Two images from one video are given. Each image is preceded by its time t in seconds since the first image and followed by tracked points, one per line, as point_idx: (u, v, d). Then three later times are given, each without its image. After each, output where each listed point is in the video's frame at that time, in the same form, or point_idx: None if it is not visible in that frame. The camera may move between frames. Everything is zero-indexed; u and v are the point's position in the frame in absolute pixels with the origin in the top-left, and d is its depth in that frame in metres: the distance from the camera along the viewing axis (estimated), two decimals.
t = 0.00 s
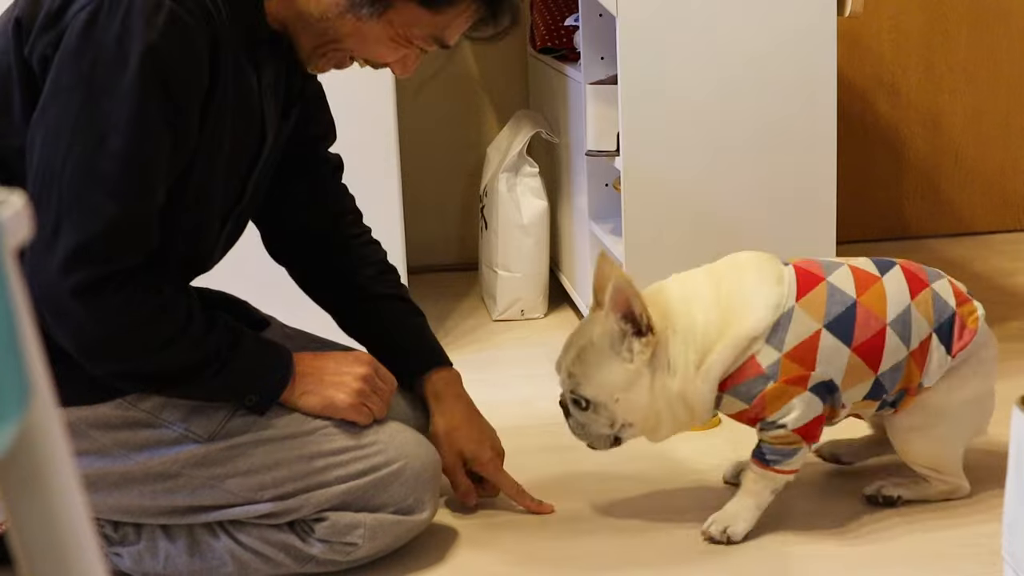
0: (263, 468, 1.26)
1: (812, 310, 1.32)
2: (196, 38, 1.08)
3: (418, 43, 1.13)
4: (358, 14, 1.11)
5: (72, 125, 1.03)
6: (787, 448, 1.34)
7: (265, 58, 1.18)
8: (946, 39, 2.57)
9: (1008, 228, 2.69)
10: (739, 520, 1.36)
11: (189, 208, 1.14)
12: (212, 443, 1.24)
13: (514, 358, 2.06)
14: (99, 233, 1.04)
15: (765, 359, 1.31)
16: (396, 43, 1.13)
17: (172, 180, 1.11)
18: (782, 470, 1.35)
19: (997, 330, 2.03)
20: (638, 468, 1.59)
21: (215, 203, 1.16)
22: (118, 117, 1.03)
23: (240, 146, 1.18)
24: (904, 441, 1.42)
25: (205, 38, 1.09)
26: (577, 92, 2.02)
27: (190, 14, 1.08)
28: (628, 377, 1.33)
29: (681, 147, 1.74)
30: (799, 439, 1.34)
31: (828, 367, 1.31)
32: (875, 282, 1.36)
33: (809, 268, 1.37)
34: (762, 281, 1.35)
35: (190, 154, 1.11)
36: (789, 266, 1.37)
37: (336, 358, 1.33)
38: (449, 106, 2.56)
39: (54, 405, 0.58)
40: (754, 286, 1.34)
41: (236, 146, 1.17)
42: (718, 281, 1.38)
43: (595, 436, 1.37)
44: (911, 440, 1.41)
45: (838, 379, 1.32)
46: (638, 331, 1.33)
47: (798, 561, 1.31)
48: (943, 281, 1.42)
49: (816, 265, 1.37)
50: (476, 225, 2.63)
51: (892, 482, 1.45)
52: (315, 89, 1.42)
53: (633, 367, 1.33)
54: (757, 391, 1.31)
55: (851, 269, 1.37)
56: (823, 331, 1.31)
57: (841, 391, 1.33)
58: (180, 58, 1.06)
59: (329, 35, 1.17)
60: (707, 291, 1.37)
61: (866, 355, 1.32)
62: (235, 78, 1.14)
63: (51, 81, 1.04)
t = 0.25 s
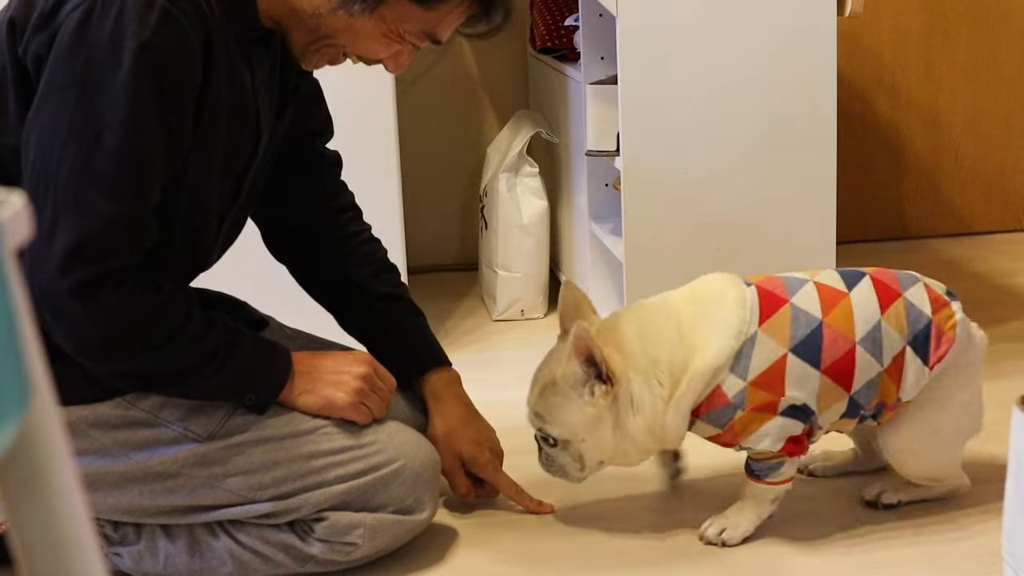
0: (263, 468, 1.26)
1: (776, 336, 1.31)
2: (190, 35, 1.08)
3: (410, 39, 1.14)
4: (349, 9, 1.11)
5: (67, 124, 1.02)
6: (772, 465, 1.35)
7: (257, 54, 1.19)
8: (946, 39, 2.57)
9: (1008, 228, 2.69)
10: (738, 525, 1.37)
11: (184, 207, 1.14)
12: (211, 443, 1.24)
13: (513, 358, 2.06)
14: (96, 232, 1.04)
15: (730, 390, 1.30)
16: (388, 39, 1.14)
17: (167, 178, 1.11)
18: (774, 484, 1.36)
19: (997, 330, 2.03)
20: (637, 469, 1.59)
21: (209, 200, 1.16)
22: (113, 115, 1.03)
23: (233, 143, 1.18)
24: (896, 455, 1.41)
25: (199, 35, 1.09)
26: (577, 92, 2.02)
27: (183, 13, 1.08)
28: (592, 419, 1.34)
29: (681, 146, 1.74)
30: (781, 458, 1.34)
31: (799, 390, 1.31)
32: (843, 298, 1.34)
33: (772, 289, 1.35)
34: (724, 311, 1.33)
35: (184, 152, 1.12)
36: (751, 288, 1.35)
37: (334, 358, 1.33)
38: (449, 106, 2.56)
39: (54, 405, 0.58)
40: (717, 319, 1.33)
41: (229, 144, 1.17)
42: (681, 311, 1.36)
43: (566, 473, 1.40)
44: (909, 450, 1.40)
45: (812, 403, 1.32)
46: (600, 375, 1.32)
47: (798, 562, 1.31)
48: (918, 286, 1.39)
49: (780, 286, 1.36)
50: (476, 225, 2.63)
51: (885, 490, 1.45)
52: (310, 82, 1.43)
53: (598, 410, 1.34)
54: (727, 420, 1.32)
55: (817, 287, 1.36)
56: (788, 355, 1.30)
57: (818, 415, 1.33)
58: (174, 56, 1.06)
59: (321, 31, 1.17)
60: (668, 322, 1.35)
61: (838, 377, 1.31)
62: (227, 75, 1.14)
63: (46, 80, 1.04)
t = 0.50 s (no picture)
0: (262, 468, 1.26)
1: (738, 344, 1.33)
2: (190, 34, 1.08)
3: (407, 40, 1.14)
4: (348, 9, 1.11)
5: (67, 122, 1.02)
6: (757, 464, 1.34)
7: (257, 54, 1.19)
8: (946, 39, 2.57)
9: (1008, 228, 2.69)
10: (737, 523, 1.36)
11: (184, 206, 1.14)
12: (211, 442, 1.24)
13: (514, 358, 2.06)
14: (96, 230, 1.04)
15: (700, 404, 1.32)
16: (386, 39, 1.14)
17: (167, 178, 1.11)
18: (761, 480, 1.35)
19: (997, 330, 2.03)
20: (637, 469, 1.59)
21: (210, 200, 1.16)
22: (113, 114, 1.03)
23: (233, 142, 1.18)
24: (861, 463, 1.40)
25: (199, 34, 1.09)
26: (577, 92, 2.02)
27: (183, 11, 1.08)
28: (578, 460, 1.36)
29: (681, 146, 1.74)
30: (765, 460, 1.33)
31: (767, 395, 1.31)
32: (801, 309, 1.36)
33: (733, 306, 1.38)
34: (689, 334, 1.36)
35: (184, 152, 1.12)
36: (712, 307, 1.38)
37: (334, 357, 1.33)
38: (449, 106, 2.56)
39: (53, 405, 0.58)
40: (681, 340, 1.36)
41: (229, 143, 1.17)
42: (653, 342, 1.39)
43: (545, 513, 1.40)
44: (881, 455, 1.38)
45: (782, 408, 1.31)
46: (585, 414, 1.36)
47: (798, 562, 1.31)
48: (883, 296, 1.39)
49: (740, 302, 1.38)
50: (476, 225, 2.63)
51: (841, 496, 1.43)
52: (308, 82, 1.42)
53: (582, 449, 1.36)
54: (703, 433, 1.32)
55: (776, 300, 1.38)
56: (751, 362, 1.32)
57: (790, 420, 1.32)
58: (174, 54, 1.06)
59: (319, 32, 1.17)
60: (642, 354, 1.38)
61: (804, 383, 1.31)
62: (226, 74, 1.14)
63: (45, 78, 1.04)
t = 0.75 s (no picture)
0: (262, 469, 1.26)
1: (749, 343, 1.32)
2: (191, 35, 1.08)
3: (407, 43, 1.14)
4: (349, 10, 1.11)
5: (69, 124, 1.02)
6: (713, 479, 1.31)
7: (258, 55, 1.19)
8: (946, 39, 2.57)
9: (1008, 228, 2.69)
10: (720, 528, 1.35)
11: (185, 207, 1.14)
12: (211, 442, 1.24)
13: (514, 358, 2.06)
14: (97, 231, 1.04)
15: (704, 395, 1.31)
16: (386, 43, 1.14)
17: (168, 179, 1.11)
18: (705, 501, 1.32)
19: (997, 330, 2.03)
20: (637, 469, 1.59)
21: (210, 202, 1.16)
22: (114, 115, 1.03)
23: (234, 143, 1.18)
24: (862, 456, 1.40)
25: (201, 35, 1.09)
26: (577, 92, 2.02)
27: (184, 12, 1.08)
28: (589, 431, 1.33)
29: (682, 145, 1.74)
30: (725, 478, 1.31)
31: (768, 398, 1.31)
32: (812, 309, 1.37)
33: (745, 304, 1.38)
34: (694, 318, 1.36)
35: (185, 153, 1.12)
36: (726, 303, 1.38)
37: (334, 357, 1.33)
38: (449, 106, 2.56)
39: (53, 405, 0.58)
40: (687, 324, 1.36)
41: (230, 144, 1.17)
42: (659, 328, 1.39)
43: (561, 495, 1.37)
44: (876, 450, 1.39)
45: (780, 411, 1.32)
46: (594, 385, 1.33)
47: (798, 561, 1.31)
48: (886, 300, 1.42)
49: (753, 299, 1.38)
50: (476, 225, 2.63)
51: (839, 495, 1.43)
52: (309, 83, 1.42)
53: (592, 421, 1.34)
54: (696, 427, 1.31)
55: (787, 299, 1.38)
56: (760, 363, 1.32)
57: (780, 429, 1.32)
58: (175, 55, 1.06)
59: (319, 33, 1.17)
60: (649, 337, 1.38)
61: (806, 383, 1.32)
62: (228, 76, 1.14)
63: (47, 79, 1.04)
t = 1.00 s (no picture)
0: (262, 469, 1.26)
1: (752, 372, 1.33)
2: (192, 37, 1.08)
3: (405, 46, 1.14)
4: (347, 11, 1.11)
5: (68, 126, 1.02)
6: (709, 497, 1.31)
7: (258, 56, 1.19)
8: (946, 39, 2.57)
9: (1008, 228, 2.69)
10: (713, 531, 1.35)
11: (185, 209, 1.14)
12: (211, 443, 1.24)
13: (514, 358, 2.06)
14: (97, 233, 1.04)
15: (705, 424, 1.32)
16: (384, 45, 1.14)
17: (168, 181, 1.11)
18: (697, 515, 1.32)
19: (997, 330, 2.03)
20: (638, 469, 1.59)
21: (211, 202, 1.16)
22: (114, 117, 1.03)
23: (234, 143, 1.18)
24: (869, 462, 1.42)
25: (200, 38, 1.09)
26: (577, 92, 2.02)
27: (183, 14, 1.08)
28: (589, 456, 1.33)
29: (682, 145, 1.74)
30: (720, 497, 1.32)
31: (771, 426, 1.31)
32: (814, 336, 1.37)
33: (747, 329, 1.38)
34: (697, 346, 1.36)
35: (185, 154, 1.12)
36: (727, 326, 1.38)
37: (335, 358, 1.33)
38: (449, 106, 2.56)
39: (53, 405, 0.58)
40: (694, 351, 1.36)
41: (230, 145, 1.17)
42: (662, 355, 1.39)
43: (546, 514, 1.36)
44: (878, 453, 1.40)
45: (782, 437, 1.32)
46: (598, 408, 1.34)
47: (798, 562, 1.31)
48: (888, 320, 1.42)
49: (755, 326, 1.39)
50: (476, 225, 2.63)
51: (841, 496, 1.44)
52: (309, 84, 1.42)
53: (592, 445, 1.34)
54: (698, 456, 1.32)
55: (789, 327, 1.39)
56: (763, 391, 1.32)
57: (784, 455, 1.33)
58: (175, 58, 1.06)
59: (318, 34, 1.17)
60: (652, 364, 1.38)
61: (810, 412, 1.33)
62: (228, 77, 1.14)
63: (46, 81, 1.04)
